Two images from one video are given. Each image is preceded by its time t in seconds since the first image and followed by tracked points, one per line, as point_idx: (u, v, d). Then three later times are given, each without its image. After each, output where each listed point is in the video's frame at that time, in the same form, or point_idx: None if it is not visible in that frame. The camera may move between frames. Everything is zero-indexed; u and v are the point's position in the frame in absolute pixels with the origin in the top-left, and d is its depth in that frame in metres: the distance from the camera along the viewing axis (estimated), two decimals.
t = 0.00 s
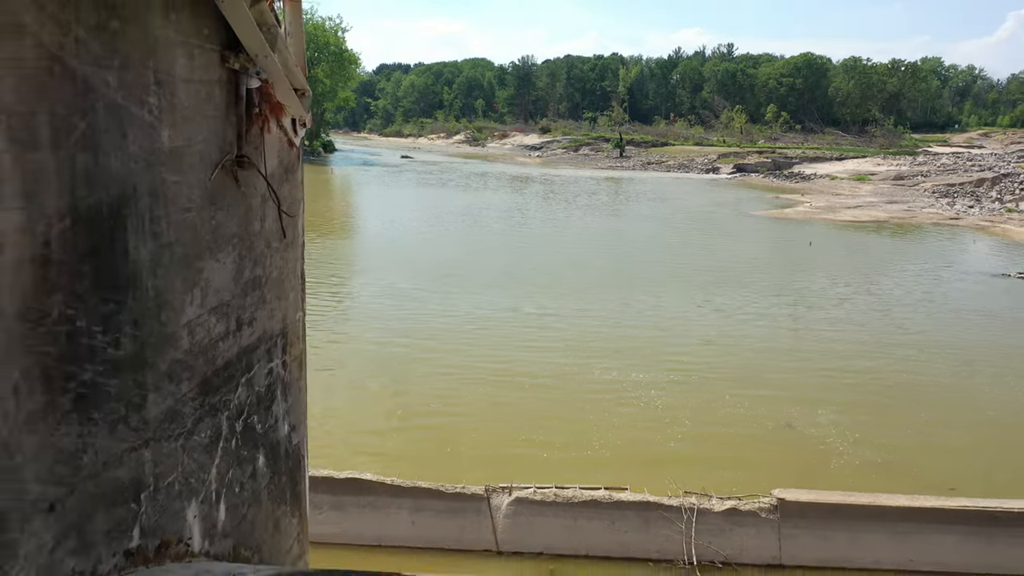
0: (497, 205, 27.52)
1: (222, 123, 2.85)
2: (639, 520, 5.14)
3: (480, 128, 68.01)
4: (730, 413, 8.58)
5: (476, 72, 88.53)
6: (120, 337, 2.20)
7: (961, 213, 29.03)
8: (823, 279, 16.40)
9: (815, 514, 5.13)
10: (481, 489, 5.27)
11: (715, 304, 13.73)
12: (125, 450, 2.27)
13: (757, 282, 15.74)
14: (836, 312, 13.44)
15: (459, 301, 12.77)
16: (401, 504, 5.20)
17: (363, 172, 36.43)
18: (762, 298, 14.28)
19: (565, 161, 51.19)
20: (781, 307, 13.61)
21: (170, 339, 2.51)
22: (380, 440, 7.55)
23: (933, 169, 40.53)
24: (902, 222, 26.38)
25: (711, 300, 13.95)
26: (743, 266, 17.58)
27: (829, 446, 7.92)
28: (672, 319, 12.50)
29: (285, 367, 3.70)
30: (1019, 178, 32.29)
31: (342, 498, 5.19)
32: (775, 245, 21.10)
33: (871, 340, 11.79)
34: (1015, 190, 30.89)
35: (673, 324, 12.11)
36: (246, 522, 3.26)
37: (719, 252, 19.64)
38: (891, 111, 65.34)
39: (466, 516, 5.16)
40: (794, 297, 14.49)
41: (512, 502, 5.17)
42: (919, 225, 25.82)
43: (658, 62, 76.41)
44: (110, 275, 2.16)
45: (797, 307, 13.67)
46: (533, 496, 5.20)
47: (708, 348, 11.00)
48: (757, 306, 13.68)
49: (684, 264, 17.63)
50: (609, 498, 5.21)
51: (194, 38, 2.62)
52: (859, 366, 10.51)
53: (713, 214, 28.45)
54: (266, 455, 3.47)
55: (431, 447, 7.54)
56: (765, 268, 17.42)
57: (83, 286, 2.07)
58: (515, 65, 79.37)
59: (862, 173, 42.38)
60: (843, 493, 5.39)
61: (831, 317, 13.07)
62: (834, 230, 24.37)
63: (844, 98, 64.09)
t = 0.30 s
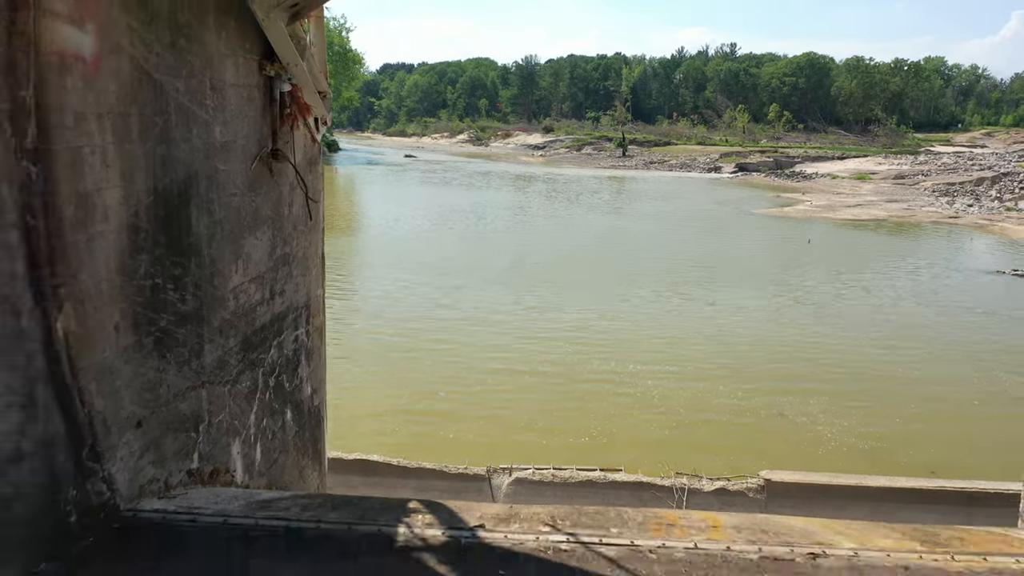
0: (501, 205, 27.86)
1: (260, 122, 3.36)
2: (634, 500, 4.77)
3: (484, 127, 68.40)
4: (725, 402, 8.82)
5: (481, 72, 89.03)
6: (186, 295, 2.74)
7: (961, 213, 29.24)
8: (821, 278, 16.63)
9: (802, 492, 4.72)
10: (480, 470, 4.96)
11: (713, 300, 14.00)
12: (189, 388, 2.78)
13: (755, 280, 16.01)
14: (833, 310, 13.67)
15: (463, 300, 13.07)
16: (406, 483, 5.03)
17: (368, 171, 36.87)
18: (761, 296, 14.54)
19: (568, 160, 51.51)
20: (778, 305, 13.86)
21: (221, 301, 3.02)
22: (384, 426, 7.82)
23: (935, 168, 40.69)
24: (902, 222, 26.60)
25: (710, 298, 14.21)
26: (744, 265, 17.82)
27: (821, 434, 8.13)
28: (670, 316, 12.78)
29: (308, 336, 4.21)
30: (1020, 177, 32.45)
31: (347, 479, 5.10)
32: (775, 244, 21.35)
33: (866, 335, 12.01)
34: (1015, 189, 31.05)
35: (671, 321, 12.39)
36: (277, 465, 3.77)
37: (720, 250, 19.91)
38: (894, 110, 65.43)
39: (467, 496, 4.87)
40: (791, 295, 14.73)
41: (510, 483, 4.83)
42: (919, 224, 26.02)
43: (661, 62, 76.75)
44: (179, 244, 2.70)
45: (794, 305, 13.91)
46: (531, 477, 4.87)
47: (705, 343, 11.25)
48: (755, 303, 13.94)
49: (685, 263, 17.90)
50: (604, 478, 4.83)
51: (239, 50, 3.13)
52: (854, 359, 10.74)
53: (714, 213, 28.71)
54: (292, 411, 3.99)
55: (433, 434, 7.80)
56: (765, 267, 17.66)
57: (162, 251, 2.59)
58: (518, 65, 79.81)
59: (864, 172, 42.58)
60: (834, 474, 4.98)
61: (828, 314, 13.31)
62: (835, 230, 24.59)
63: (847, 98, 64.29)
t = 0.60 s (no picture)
0: (505, 204, 28.31)
1: (287, 122, 3.88)
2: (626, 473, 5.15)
3: (487, 127, 68.91)
4: (716, 393, 9.19)
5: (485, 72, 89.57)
6: (229, 268, 3.25)
7: (961, 213, 29.51)
8: (819, 276, 16.96)
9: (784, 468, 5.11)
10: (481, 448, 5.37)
11: (710, 297, 14.39)
12: (230, 346, 3.28)
13: (753, 278, 16.39)
14: (827, 306, 14.00)
15: (467, 297, 13.47)
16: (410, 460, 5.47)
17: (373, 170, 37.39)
18: (757, 293, 14.90)
19: (572, 159, 51.97)
20: (773, 302, 14.21)
21: (254, 275, 3.53)
22: (391, 413, 8.27)
23: (936, 168, 40.99)
24: (901, 221, 26.90)
25: (707, 296, 14.58)
26: (743, 263, 18.23)
27: (807, 423, 8.47)
28: (668, 312, 13.17)
29: (325, 313, 4.71)
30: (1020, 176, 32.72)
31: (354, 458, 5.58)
32: (776, 243, 21.68)
33: (859, 331, 12.35)
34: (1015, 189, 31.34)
35: (669, 317, 12.77)
36: (299, 424, 4.27)
37: (720, 249, 20.27)
38: (898, 110, 65.65)
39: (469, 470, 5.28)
40: (788, 293, 15.08)
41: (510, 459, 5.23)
42: (917, 223, 26.36)
43: (665, 62, 77.17)
44: (224, 224, 3.21)
45: (789, 302, 14.25)
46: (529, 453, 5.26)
47: (701, 338, 11.63)
48: (751, 300, 14.30)
49: (684, 261, 18.33)
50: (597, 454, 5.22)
51: (270, 60, 3.64)
52: (845, 352, 11.09)
53: (715, 212, 29.12)
54: (312, 378, 4.49)
55: (436, 422, 8.20)
56: (764, 265, 18.01)
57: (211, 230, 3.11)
58: (522, 65, 80.27)
59: (865, 171, 42.92)
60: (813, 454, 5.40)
61: (822, 311, 13.65)
62: (834, 229, 24.97)
63: (850, 97, 64.53)
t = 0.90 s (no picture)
0: (509, 203, 28.81)
1: (309, 121, 4.37)
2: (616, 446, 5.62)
3: (491, 127, 69.39)
4: (708, 383, 9.63)
5: (489, 72, 90.07)
6: (261, 247, 3.73)
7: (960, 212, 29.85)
8: (815, 273, 17.32)
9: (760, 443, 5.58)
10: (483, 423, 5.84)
11: (707, 294, 14.84)
12: (262, 316, 3.76)
13: (750, 275, 16.82)
14: (822, 302, 14.37)
15: (471, 296, 13.91)
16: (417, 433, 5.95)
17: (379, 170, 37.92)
18: (754, 290, 15.28)
19: (576, 159, 52.45)
20: (769, 298, 14.59)
21: (282, 255, 4.01)
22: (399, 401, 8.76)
23: (937, 167, 41.30)
24: (900, 220, 27.21)
25: (704, 293, 14.98)
26: (741, 261, 18.67)
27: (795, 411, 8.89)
28: (666, 308, 13.59)
29: (341, 294, 5.20)
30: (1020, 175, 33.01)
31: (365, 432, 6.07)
32: (776, 242, 22.02)
33: (851, 325, 12.72)
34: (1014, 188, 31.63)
35: (667, 314, 13.17)
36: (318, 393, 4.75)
37: (720, 248, 20.65)
38: (901, 109, 65.84)
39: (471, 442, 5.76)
40: (784, 290, 15.45)
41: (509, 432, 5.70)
42: (916, 221, 26.72)
43: (669, 62, 77.52)
44: (258, 209, 3.69)
45: (785, 299, 14.62)
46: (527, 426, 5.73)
47: (697, 334, 12.03)
48: (747, 297, 14.69)
49: (684, 259, 18.78)
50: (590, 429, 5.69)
51: (295, 65, 4.13)
52: (836, 346, 11.46)
53: (716, 211, 29.55)
54: (329, 353, 4.97)
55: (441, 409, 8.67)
56: (762, 264, 18.37)
57: (248, 214, 3.59)
58: (527, 65, 80.72)
59: (867, 170, 43.24)
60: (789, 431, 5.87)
61: (816, 307, 14.02)
62: (833, 227, 25.37)
63: (853, 97, 64.77)
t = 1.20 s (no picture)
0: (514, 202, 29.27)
1: (328, 120, 4.82)
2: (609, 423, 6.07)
3: (497, 126, 69.85)
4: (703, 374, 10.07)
5: (496, 71, 90.52)
6: (288, 232, 4.19)
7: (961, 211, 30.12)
8: (813, 271, 17.66)
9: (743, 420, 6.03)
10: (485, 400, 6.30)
11: (706, 291, 15.27)
12: (288, 294, 4.22)
13: (749, 273, 17.23)
14: (819, 299, 14.72)
15: (476, 293, 14.33)
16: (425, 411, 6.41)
17: (386, 169, 38.43)
18: (752, 288, 15.64)
19: (581, 158, 52.89)
20: (766, 296, 14.96)
21: (304, 241, 4.46)
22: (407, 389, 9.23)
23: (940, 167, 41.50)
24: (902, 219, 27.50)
25: (703, 291, 15.35)
26: (741, 258, 19.08)
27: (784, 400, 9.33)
28: (665, 304, 13.99)
29: (355, 279, 5.65)
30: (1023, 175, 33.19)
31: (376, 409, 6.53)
32: (776, 240, 22.34)
33: (845, 321, 13.09)
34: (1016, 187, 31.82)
35: (666, 310, 13.56)
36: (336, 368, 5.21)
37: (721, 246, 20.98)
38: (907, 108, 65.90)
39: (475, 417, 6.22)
40: (782, 288, 15.80)
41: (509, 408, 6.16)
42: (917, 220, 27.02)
43: (676, 61, 77.77)
44: (285, 198, 4.15)
45: (782, 297, 14.99)
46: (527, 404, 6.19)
47: (694, 330, 12.43)
48: (745, 294, 15.05)
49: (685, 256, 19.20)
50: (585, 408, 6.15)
51: (316, 70, 4.59)
52: (829, 340, 11.84)
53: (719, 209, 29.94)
54: (345, 332, 5.43)
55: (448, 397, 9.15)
56: (762, 262, 18.71)
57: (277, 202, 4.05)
58: (533, 64, 81.12)
59: (870, 169, 43.49)
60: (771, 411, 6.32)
61: (812, 303, 14.37)
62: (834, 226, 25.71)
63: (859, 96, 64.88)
